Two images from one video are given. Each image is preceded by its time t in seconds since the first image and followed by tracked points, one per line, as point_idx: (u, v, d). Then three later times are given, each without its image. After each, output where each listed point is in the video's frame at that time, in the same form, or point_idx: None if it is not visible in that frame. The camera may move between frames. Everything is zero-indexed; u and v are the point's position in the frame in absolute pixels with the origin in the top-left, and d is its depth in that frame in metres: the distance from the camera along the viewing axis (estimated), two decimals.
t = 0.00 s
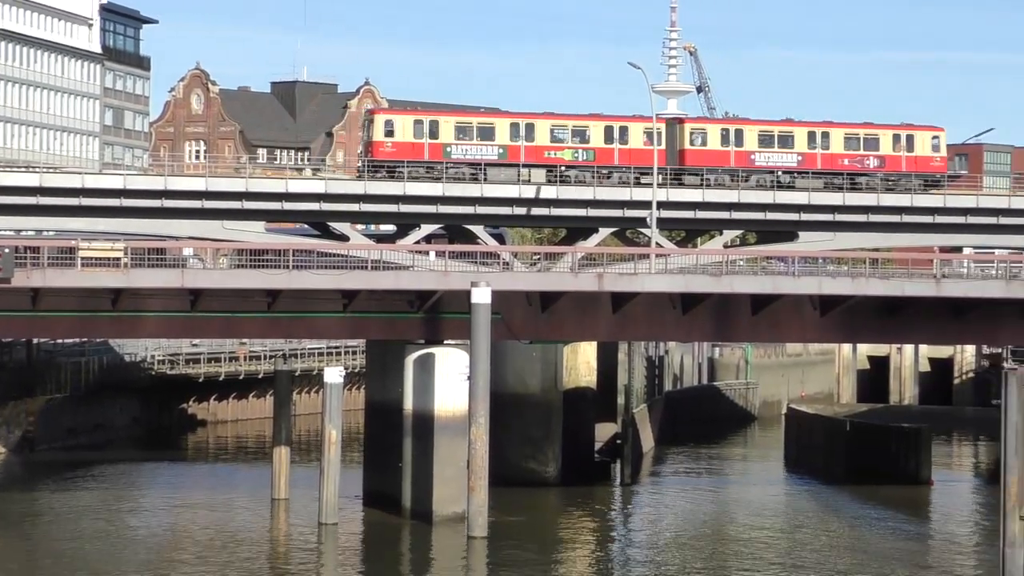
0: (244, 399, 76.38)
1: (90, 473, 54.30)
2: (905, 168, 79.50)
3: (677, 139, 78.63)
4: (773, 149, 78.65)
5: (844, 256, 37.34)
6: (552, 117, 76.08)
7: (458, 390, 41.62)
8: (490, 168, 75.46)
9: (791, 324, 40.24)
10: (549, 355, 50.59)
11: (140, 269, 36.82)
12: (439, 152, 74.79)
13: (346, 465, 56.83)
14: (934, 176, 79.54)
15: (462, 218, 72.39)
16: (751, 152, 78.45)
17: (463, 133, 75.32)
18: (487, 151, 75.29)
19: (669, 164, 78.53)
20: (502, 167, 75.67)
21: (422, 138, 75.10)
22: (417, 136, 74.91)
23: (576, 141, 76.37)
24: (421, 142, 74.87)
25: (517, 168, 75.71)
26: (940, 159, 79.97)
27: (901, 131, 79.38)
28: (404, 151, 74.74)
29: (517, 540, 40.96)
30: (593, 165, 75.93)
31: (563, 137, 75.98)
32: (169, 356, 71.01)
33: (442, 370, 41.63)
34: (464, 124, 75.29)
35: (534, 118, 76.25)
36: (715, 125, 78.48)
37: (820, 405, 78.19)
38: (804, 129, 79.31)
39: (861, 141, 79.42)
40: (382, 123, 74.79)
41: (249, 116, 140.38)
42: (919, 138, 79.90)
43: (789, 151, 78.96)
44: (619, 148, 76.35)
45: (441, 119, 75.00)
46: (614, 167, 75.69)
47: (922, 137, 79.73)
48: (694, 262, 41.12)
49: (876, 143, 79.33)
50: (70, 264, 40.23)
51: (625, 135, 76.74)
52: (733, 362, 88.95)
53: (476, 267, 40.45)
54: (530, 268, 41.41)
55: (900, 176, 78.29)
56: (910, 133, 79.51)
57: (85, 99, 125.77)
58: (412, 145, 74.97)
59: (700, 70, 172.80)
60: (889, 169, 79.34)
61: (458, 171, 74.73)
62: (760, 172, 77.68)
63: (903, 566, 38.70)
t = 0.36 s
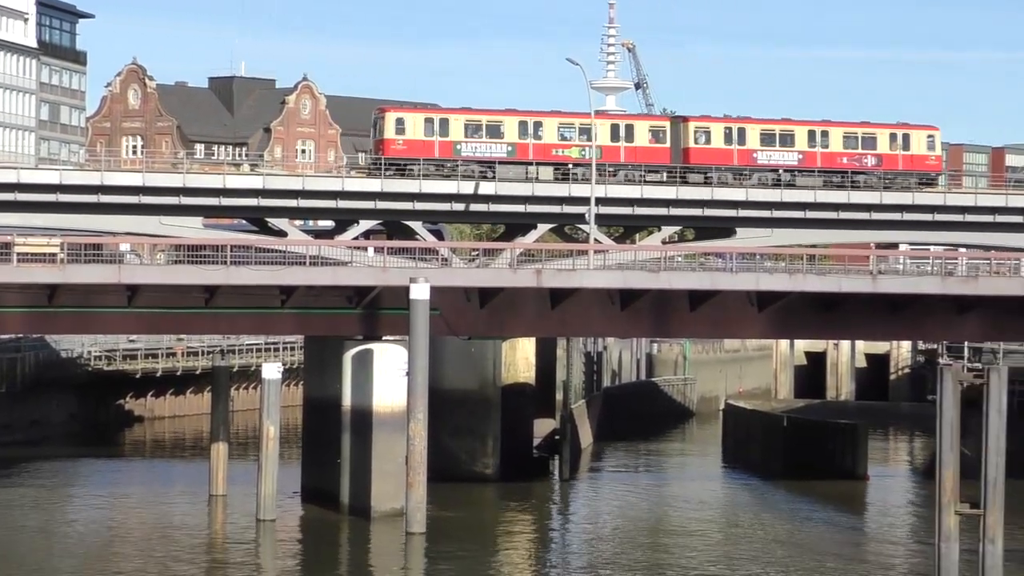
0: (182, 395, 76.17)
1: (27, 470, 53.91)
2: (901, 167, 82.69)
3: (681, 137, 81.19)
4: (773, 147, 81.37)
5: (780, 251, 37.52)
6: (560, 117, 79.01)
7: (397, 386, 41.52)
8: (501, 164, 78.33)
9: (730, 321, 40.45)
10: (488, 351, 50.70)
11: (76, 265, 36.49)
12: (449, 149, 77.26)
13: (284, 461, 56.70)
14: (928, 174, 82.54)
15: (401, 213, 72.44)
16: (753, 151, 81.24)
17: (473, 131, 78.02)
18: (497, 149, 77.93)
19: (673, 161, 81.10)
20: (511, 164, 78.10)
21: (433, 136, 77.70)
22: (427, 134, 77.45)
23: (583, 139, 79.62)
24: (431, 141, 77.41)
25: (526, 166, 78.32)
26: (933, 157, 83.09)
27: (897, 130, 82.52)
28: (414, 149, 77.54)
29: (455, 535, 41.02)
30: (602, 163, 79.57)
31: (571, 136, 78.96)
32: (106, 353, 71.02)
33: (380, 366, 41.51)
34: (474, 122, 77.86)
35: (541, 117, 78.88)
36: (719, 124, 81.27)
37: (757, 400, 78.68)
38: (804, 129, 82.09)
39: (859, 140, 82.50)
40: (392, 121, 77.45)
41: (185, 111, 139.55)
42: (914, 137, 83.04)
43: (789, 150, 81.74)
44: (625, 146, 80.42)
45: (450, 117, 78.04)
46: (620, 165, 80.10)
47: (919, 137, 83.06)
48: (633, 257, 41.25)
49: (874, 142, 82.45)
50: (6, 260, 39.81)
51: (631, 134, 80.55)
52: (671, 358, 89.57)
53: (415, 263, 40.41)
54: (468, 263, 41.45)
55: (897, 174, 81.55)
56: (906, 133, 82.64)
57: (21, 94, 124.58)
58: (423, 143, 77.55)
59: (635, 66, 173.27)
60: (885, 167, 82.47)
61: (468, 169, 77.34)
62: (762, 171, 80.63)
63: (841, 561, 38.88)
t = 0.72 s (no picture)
0: (122, 391, 75.72)
1: None
2: (898, 165, 85.24)
3: (685, 135, 83.00)
4: (776, 146, 83.42)
5: (721, 247, 37.60)
6: (571, 116, 81.20)
7: (338, 383, 41.59)
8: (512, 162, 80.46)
9: (670, 316, 40.69)
10: (429, 347, 50.73)
11: (13, 260, 36.13)
12: (459, 147, 78.48)
13: (226, 458, 56.47)
14: (924, 172, 85.30)
15: (343, 209, 72.32)
16: (757, 149, 83.26)
17: (484, 129, 79.51)
18: (508, 146, 79.74)
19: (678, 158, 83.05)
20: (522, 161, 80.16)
21: (444, 134, 79.05)
22: (439, 131, 78.70)
23: (592, 137, 81.70)
24: (443, 138, 78.69)
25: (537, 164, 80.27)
26: (928, 156, 85.85)
27: (895, 130, 85.01)
28: (427, 146, 78.71)
29: (396, 532, 41.01)
30: (609, 160, 81.51)
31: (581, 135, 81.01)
32: (45, 349, 70.01)
33: (321, 363, 41.53)
34: (485, 121, 79.53)
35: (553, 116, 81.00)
36: (724, 123, 82.87)
37: (697, 396, 79.03)
38: (805, 128, 84.23)
39: (858, 139, 84.81)
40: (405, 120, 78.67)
41: (125, 105, 138.75)
42: (912, 137, 85.73)
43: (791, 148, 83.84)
44: (633, 144, 82.36)
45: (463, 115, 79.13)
46: (630, 163, 81.91)
47: (915, 136, 85.65)
48: (577, 253, 41.30)
49: (873, 142, 84.83)
50: None
51: (638, 132, 82.81)
52: (613, 354, 90.71)
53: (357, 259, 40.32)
54: (412, 259, 41.42)
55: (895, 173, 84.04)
56: (903, 132, 85.23)
57: None
58: (434, 141, 78.77)
59: (577, 62, 173.46)
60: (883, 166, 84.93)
61: (479, 166, 78.65)
62: (766, 170, 82.82)
63: (783, 557, 38.99)
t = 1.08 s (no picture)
0: (68, 387, 75.26)
1: None
2: (899, 164, 87.36)
3: (695, 134, 84.55)
4: (781, 145, 85.20)
5: (668, 245, 37.76)
6: (582, 115, 82.31)
7: (284, 381, 41.50)
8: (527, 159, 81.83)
9: (618, 312, 40.86)
10: (376, 344, 50.68)
11: None
12: (477, 146, 78.95)
13: (172, 454, 56.25)
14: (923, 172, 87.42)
15: (290, 205, 72.15)
16: (763, 148, 84.93)
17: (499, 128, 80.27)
18: (523, 146, 80.97)
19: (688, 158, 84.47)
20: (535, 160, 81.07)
21: (460, 133, 79.29)
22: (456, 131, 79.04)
23: (604, 136, 82.91)
24: (460, 138, 78.99)
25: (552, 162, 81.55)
26: (928, 156, 88.08)
27: (896, 130, 87.17)
28: (444, 145, 78.95)
29: (341, 529, 40.95)
30: (620, 159, 82.46)
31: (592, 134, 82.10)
32: None
33: (266, 359, 41.43)
34: (501, 120, 80.58)
35: (566, 115, 82.31)
36: (731, 123, 84.57)
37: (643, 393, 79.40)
38: (809, 128, 86.09)
39: (861, 138, 86.78)
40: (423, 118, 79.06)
41: (70, 101, 137.79)
42: (911, 137, 87.95)
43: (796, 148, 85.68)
44: (644, 143, 83.62)
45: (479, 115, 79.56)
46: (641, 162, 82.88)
47: (915, 137, 87.86)
48: (524, 250, 41.43)
49: (875, 141, 86.83)
50: None
51: (649, 132, 84.13)
52: (560, 351, 90.32)
53: (303, 255, 40.26)
54: (358, 256, 41.45)
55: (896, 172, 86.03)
56: (904, 132, 87.37)
57: None
58: (450, 140, 79.06)
59: (525, 60, 173.49)
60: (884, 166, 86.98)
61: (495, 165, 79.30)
62: (771, 168, 84.58)
63: (730, 553, 39.15)
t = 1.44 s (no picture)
0: (22, 383, 74.74)
1: None
2: (907, 163, 89.31)
3: (712, 134, 85.63)
4: (795, 145, 86.67)
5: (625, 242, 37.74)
6: (602, 114, 83.46)
7: (239, 378, 41.35)
8: (549, 159, 81.84)
9: (575, 308, 40.93)
10: (331, 339, 50.57)
11: None
12: (503, 144, 80.74)
13: (126, 451, 56.00)
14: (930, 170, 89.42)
15: (246, 201, 71.82)
16: (777, 147, 86.38)
17: (522, 126, 81.56)
18: (545, 144, 81.93)
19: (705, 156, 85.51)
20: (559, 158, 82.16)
21: (485, 130, 81.05)
22: (481, 128, 80.81)
23: (623, 135, 83.79)
24: (485, 135, 80.78)
25: (574, 159, 82.49)
26: (934, 155, 90.23)
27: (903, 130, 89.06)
28: (469, 143, 80.74)
29: (296, 525, 40.83)
30: (641, 158, 83.66)
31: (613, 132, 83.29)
32: None
33: (223, 355, 41.19)
34: (523, 118, 81.68)
35: (586, 114, 83.25)
36: (747, 122, 85.77)
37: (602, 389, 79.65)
38: (821, 127, 87.59)
39: (870, 137, 88.42)
40: (448, 117, 80.49)
41: (25, 96, 136.79)
42: (918, 136, 89.94)
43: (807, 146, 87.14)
44: (664, 142, 84.84)
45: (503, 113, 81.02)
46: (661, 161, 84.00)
47: (922, 136, 89.92)
48: (480, 246, 41.42)
49: (883, 140, 88.56)
50: None
51: (667, 130, 85.16)
52: (517, 347, 89.74)
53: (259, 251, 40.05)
54: (314, 252, 41.29)
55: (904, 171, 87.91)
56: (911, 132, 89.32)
57: None
58: (476, 138, 80.81)
59: (482, 55, 173.57)
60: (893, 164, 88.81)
61: (517, 163, 80.51)
62: (785, 167, 86.05)
63: (689, 550, 39.22)
